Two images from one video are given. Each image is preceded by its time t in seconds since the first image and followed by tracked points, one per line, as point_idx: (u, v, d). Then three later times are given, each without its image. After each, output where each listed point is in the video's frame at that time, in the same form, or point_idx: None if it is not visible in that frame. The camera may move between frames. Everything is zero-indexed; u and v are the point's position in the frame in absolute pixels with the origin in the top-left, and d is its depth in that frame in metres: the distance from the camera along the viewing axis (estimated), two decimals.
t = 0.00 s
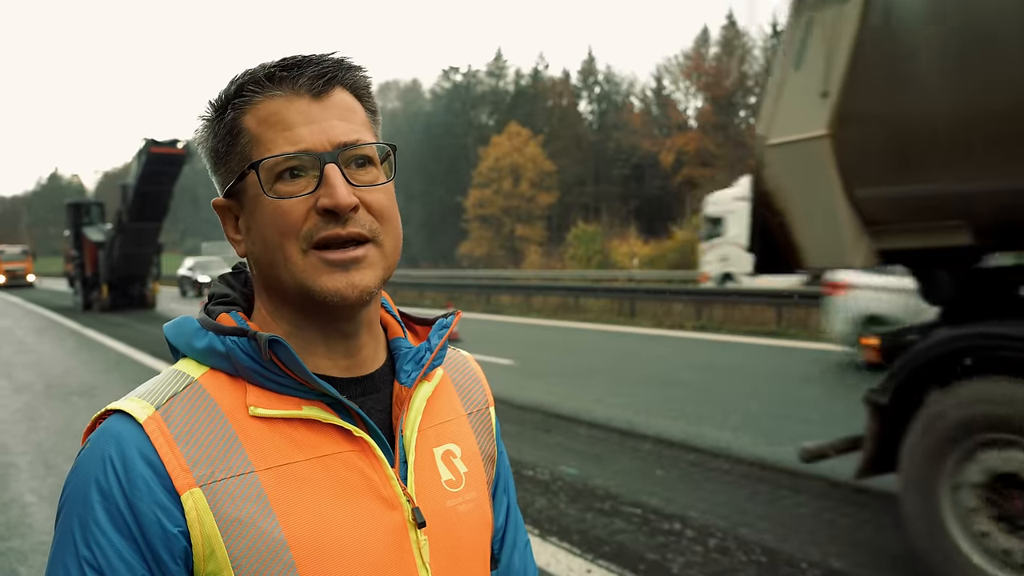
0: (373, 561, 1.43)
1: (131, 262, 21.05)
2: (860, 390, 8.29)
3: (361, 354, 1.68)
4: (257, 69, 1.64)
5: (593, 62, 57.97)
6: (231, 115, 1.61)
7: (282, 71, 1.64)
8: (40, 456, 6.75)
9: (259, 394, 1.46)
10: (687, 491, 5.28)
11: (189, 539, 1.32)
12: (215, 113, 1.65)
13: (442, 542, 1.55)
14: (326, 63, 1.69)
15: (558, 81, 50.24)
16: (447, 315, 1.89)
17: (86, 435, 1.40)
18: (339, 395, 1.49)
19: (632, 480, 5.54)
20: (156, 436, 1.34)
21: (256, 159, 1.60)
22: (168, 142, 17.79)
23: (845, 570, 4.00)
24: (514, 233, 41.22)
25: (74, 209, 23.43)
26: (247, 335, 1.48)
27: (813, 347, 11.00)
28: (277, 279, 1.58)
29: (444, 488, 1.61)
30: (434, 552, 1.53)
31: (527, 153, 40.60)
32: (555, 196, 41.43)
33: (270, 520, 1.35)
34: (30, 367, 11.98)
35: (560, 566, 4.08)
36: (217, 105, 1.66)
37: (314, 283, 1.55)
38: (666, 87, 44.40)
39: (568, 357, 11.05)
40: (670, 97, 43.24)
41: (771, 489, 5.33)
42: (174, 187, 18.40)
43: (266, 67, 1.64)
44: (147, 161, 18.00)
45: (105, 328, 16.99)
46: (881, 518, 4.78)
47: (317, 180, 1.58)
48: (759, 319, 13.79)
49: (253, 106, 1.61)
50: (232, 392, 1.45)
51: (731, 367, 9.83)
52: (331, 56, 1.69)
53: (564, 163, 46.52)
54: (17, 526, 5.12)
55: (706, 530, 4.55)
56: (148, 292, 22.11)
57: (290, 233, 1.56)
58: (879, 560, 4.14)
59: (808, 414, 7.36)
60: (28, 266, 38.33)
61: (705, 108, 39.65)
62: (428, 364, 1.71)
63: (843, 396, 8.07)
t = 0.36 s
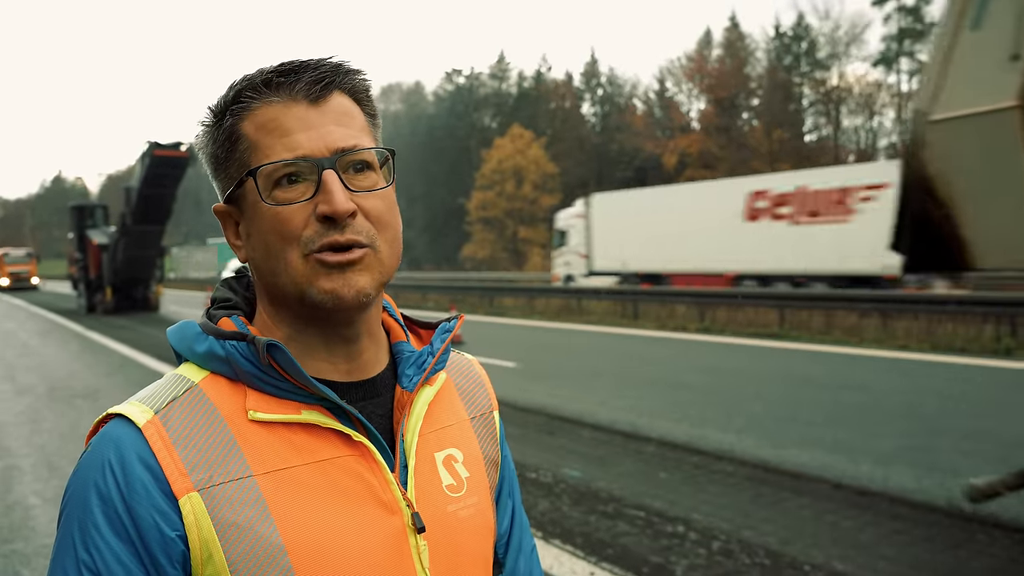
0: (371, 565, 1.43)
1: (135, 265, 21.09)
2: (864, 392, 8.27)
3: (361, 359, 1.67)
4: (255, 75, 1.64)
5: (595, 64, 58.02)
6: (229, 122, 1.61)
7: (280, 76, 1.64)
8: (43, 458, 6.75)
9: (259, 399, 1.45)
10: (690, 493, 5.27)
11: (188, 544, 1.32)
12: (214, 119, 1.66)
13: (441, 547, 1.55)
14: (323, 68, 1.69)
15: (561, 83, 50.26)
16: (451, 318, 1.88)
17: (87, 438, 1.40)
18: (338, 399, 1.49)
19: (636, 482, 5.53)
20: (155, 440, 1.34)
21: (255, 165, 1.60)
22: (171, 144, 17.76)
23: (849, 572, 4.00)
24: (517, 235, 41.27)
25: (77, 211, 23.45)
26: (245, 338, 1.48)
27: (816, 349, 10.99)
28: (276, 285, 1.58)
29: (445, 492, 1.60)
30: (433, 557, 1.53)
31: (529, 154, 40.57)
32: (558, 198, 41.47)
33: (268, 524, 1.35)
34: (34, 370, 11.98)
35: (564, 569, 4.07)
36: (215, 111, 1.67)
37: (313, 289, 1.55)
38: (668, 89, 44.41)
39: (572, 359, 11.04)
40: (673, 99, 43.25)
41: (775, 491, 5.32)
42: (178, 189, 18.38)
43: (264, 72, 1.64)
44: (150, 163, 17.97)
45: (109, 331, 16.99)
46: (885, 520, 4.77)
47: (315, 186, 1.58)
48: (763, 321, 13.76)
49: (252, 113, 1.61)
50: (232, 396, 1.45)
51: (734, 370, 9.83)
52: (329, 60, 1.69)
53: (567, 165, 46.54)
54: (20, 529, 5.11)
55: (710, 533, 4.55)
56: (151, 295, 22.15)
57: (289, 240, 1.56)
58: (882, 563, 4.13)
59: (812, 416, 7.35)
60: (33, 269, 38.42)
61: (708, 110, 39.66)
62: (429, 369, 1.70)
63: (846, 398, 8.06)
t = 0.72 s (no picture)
0: (373, 567, 1.42)
1: (138, 266, 21.14)
2: (867, 393, 8.24)
3: (362, 361, 1.67)
4: (259, 74, 1.64)
5: (597, 66, 58.09)
6: (231, 122, 1.61)
7: (284, 75, 1.63)
8: (47, 459, 6.76)
9: (261, 401, 1.45)
10: (693, 495, 5.26)
11: (189, 546, 1.31)
12: (217, 118, 1.66)
13: (443, 549, 1.54)
14: (327, 67, 1.68)
15: (563, 84, 50.30)
16: (452, 319, 1.88)
17: (88, 440, 1.40)
18: (340, 401, 1.48)
19: (638, 483, 5.52)
20: (156, 442, 1.33)
21: (258, 165, 1.60)
22: (175, 146, 17.77)
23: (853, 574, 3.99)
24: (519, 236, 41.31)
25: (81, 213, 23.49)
26: (247, 340, 1.47)
27: (818, 350, 10.99)
28: (279, 286, 1.57)
29: (447, 494, 1.60)
30: (435, 559, 1.52)
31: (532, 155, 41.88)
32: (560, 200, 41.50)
33: (270, 527, 1.34)
34: (38, 371, 12.01)
35: (567, 570, 4.06)
36: (219, 110, 1.66)
37: (315, 289, 1.54)
38: (671, 90, 44.41)
39: (574, 361, 11.03)
40: (675, 100, 43.32)
41: (778, 493, 5.31)
42: (181, 190, 18.40)
43: (268, 72, 1.64)
44: (153, 164, 17.97)
45: (112, 332, 17.03)
46: (889, 522, 4.76)
47: (317, 187, 1.58)
48: (765, 322, 13.75)
49: (255, 112, 1.61)
50: (234, 397, 1.44)
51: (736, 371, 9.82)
52: (332, 60, 1.68)
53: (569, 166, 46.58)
54: (23, 530, 5.12)
55: (712, 534, 4.54)
56: (154, 296, 22.20)
57: (291, 240, 1.55)
58: (885, 564, 4.12)
59: (815, 418, 7.34)
60: (37, 270, 38.52)
61: (710, 112, 39.71)
62: (431, 371, 1.70)
63: (849, 399, 8.04)
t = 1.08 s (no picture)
0: (373, 569, 1.41)
1: (139, 266, 21.16)
2: (869, 394, 8.24)
3: (361, 362, 1.66)
4: (259, 72, 1.63)
5: (598, 66, 58.04)
6: (232, 120, 1.61)
7: (286, 74, 1.63)
8: (47, 459, 6.76)
9: (260, 401, 1.45)
10: (693, 496, 5.25)
11: (189, 548, 1.31)
12: (217, 116, 1.65)
13: (442, 550, 1.54)
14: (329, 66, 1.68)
15: (565, 84, 50.26)
16: (451, 318, 1.87)
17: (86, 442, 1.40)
18: (340, 402, 1.48)
19: (639, 484, 5.52)
20: (155, 444, 1.33)
21: (260, 164, 1.59)
22: (176, 146, 17.75)
23: None
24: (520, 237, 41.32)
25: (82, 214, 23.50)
26: (247, 341, 1.47)
27: (819, 351, 10.99)
28: (280, 285, 1.57)
29: (446, 495, 1.59)
30: (434, 561, 1.51)
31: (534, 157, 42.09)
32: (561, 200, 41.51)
33: (269, 529, 1.34)
34: (39, 371, 12.01)
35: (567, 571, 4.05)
36: (218, 109, 1.66)
37: (318, 289, 1.54)
38: (671, 92, 44.44)
39: (575, 361, 11.03)
40: (676, 101, 43.34)
41: (779, 494, 5.30)
42: (182, 191, 18.40)
43: (269, 70, 1.63)
44: (154, 165, 17.97)
45: (114, 332, 17.05)
46: (890, 524, 4.75)
47: (321, 186, 1.58)
48: (766, 323, 13.75)
49: (256, 111, 1.60)
50: (233, 399, 1.44)
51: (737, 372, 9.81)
52: (334, 58, 1.68)
53: (570, 167, 46.57)
54: (24, 530, 5.11)
55: (713, 535, 4.53)
56: (155, 297, 22.20)
57: (294, 240, 1.55)
58: (886, 565, 4.11)
59: (816, 419, 7.33)
60: (39, 271, 38.55)
61: (711, 112, 39.73)
62: (430, 371, 1.70)
63: (850, 400, 8.03)
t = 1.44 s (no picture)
0: (369, 569, 1.41)
1: (138, 267, 21.15)
2: (868, 395, 8.25)
3: (360, 362, 1.67)
4: (261, 73, 1.62)
5: (597, 65, 58.04)
6: (233, 120, 1.59)
7: (289, 74, 1.62)
8: (46, 460, 6.75)
9: (258, 401, 1.44)
10: (692, 496, 5.25)
11: (185, 549, 1.31)
12: (216, 116, 1.64)
13: (438, 549, 1.53)
14: (331, 66, 1.68)
15: (563, 84, 50.22)
16: (446, 319, 1.87)
17: (81, 443, 1.39)
18: (337, 402, 1.48)
19: (637, 484, 5.52)
20: (151, 443, 1.33)
21: (263, 164, 1.59)
22: (174, 147, 17.73)
23: None
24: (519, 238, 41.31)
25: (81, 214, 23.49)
26: (244, 340, 1.47)
27: (818, 352, 11.00)
28: (283, 285, 1.56)
29: (442, 495, 1.59)
30: (431, 560, 1.51)
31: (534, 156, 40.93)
32: (560, 201, 41.51)
33: (266, 529, 1.33)
34: (37, 372, 11.99)
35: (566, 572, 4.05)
36: (216, 108, 1.64)
37: (322, 289, 1.54)
38: (670, 92, 44.45)
39: (573, 362, 11.04)
40: (675, 102, 43.39)
41: (778, 495, 5.30)
42: (181, 191, 18.40)
43: (271, 70, 1.63)
44: (152, 166, 17.95)
45: (113, 333, 17.04)
46: (889, 524, 4.75)
47: (325, 186, 1.58)
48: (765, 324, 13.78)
49: (259, 111, 1.60)
50: (230, 398, 1.43)
51: (736, 372, 9.81)
52: (336, 59, 1.68)
53: (569, 167, 46.55)
54: (22, 531, 5.11)
55: (711, 536, 4.53)
56: (154, 297, 22.18)
57: (297, 240, 1.54)
58: (884, 566, 4.11)
59: (815, 419, 7.32)
60: (38, 271, 38.54)
61: (710, 112, 39.79)
62: (426, 370, 1.69)
63: (849, 401, 8.03)
